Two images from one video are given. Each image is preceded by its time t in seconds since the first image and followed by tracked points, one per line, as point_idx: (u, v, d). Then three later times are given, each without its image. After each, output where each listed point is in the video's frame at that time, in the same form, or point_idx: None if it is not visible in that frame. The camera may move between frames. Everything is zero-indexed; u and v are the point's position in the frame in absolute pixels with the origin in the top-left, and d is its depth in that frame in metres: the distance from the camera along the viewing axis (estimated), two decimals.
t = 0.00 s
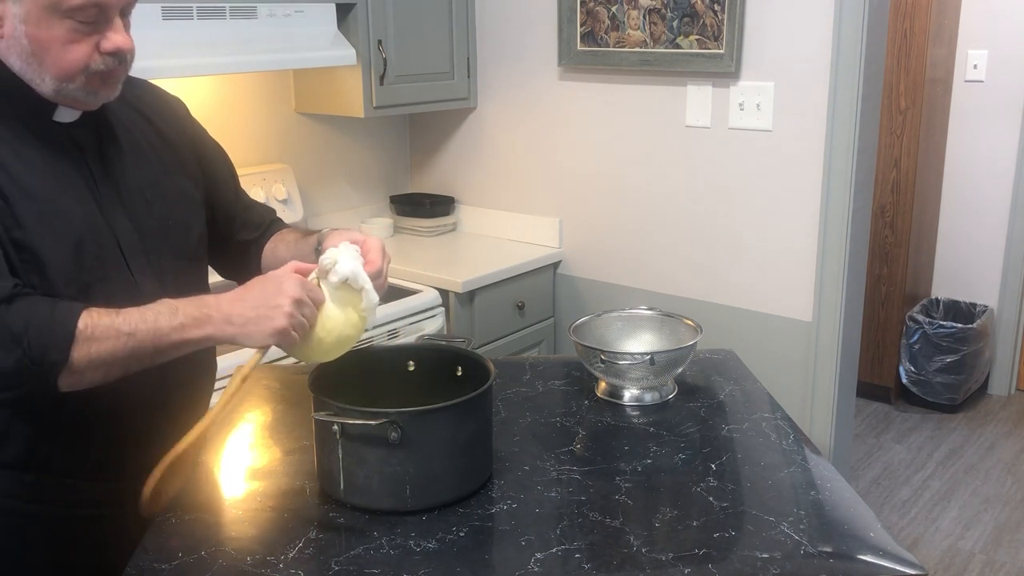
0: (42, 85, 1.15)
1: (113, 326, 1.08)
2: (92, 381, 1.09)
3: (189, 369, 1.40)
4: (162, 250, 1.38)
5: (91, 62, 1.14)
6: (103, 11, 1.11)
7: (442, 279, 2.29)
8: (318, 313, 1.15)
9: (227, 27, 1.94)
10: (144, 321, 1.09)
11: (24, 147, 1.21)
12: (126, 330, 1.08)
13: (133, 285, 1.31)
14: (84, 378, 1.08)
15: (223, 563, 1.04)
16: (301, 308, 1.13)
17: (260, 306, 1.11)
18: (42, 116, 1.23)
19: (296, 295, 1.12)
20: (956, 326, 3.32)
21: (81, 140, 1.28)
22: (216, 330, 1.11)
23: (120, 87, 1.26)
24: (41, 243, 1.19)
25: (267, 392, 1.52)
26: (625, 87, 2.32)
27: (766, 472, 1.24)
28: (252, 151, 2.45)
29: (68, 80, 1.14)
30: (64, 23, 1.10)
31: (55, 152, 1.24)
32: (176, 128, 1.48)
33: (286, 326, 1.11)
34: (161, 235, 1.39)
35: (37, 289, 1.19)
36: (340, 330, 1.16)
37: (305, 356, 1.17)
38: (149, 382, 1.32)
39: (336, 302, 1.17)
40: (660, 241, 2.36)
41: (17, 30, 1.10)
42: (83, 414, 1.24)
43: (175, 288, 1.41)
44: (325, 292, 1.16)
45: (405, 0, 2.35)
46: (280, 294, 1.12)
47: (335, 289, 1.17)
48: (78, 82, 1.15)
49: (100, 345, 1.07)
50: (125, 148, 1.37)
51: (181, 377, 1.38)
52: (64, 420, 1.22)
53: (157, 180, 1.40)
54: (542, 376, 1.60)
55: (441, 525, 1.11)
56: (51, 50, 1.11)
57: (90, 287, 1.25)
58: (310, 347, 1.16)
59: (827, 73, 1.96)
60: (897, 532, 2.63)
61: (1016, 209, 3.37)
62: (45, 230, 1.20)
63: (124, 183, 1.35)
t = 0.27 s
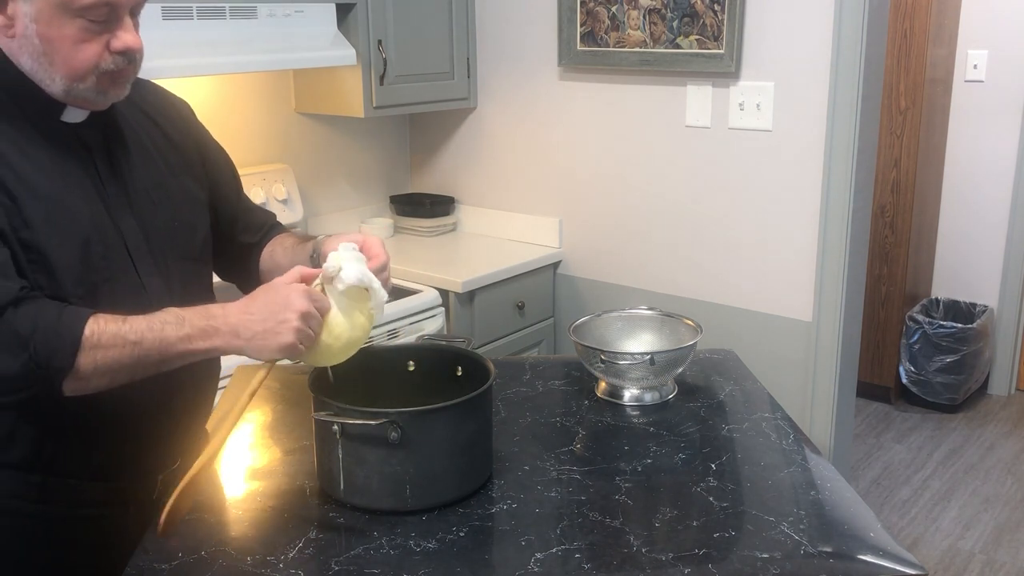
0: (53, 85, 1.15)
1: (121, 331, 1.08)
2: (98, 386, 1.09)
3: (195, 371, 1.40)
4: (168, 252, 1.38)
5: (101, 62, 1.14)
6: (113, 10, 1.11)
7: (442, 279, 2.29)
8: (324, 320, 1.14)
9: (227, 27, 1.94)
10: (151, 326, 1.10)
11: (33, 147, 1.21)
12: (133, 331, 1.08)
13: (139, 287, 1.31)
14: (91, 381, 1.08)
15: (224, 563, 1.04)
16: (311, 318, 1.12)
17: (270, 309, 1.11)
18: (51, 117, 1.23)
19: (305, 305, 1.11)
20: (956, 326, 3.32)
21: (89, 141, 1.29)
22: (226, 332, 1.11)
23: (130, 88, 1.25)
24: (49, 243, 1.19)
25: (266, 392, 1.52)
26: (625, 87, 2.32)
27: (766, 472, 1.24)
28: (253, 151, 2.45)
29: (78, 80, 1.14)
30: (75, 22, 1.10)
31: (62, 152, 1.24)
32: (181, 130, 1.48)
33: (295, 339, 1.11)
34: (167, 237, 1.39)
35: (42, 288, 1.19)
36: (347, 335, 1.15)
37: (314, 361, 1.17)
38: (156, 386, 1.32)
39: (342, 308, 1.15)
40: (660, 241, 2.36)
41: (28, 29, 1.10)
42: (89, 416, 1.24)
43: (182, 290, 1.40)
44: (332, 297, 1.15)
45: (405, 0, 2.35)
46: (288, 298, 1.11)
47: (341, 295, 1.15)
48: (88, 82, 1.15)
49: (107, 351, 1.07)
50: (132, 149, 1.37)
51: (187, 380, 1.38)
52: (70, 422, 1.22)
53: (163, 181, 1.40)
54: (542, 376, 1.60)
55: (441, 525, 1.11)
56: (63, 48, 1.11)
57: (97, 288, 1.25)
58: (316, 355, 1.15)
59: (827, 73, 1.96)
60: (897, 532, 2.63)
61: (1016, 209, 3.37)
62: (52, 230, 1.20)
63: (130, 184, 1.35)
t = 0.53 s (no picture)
0: (59, 85, 1.15)
1: (122, 331, 1.08)
2: (100, 386, 1.10)
3: (196, 372, 1.39)
4: (170, 253, 1.39)
5: (107, 62, 1.14)
6: (119, 10, 1.11)
7: (442, 279, 2.29)
8: (326, 321, 1.14)
9: (227, 27, 1.94)
10: (153, 324, 1.10)
11: (37, 146, 1.21)
12: (135, 331, 1.08)
13: (140, 288, 1.31)
14: (93, 380, 1.08)
15: (224, 563, 1.04)
16: (315, 320, 1.12)
17: (273, 309, 1.11)
18: (54, 116, 1.23)
19: (309, 308, 1.11)
20: (956, 326, 3.32)
21: (93, 142, 1.29)
22: (228, 332, 1.11)
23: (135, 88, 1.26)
24: (51, 243, 1.19)
25: (266, 392, 1.52)
26: (625, 87, 2.32)
27: (766, 472, 1.24)
28: (253, 151, 2.45)
29: (84, 80, 1.14)
30: (81, 22, 1.10)
31: (65, 152, 1.24)
32: (183, 131, 1.48)
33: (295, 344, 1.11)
34: (170, 238, 1.39)
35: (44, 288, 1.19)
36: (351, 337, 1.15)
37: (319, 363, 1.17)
38: (158, 386, 1.32)
39: (345, 309, 1.15)
40: (660, 241, 2.36)
41: (35, 29, 1.10)
42: (90, 416, 1.24)
43: (184, 292, 1.40)
44: (334, 299, 1.15)
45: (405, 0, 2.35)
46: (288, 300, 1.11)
47: (344, 296, 1.14)
48: (94, 82, 1.15)
49: (109, 351, 1.07)
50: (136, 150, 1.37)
51: (188, 380, 1.38)
52: (72, 421, 1.22)
53: (166, 182, 1.40)
54: (542, 376, 1.60)
55: (441, 525, 1.11)
56: (69, 48, 1.11)
57: (98, 288, 1.25)
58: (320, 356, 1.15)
59: (827, 74, 1.96)
60: (897, 532, 2.63)
61: (1016, 210, 3.37)
62: (54, 229, 1.19)
63: (134, 184, 1.35)
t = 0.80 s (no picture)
0: (57, 85, 1.15)
1: (121, 331, 1.08)
2: (99, 386, 1.10)
3: (193, 373, 1.39)
4: (168, 253, 1.39)
5: (105, 62, 1.14)
6: (118, 10, 1.11)
7: (442, 280, 2.29)
8: (322, 322, 1.13)
9: (227, 27, 1.94)
10: (153, 324, 1.10)
11: (34, 146, 1.21)
12: (133, 330, 1.08)
13: (137, 288, 1.31)
14: (91, 380, 1.08)
15: (223, 563, 1.04)
16: (312, 320, 1.12)
17: (270, 309, 1.11)
18: (52, 116, 1.23)
19: (307, 308, 1.11)
20: (956, 326, 3.32)
21: (90, 142, 1.29)
22: (226, 331, 1.11)
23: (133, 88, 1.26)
24: (49, 244, 1.19)
25: (266, 393, 1.52)
26: (625, 87, 2.32)
27: (765, 472, 1.24)
28: (252, 151, 2.45)
29: (83, 80, 1.14)
30: (79, 22, 1.10)
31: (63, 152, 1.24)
32: (181, 132, 1.48)
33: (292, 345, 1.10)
34: (167, 238, 1.39)
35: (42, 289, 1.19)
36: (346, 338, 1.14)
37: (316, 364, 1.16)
38: (155, 386, 1.32)
39: (341, 310, 1.14)
40: (660, 242, 2.36)
41: (34, 28, 1.10)
42: (88, 416, 1.24)
43: (181, 292, 1.40)
44: (331, 300, 1.14)
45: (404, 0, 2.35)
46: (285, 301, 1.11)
47: (339, 297, 1.14)
48: (92, 82, 1.15)
49: (107, 351, 1.07)
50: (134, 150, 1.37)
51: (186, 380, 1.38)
52: (70, 421, 1.22)
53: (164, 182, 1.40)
54: (541, 376, 1.60)
55: (441, 525, 1.11)
56: (68, 48, 1.11)
57: (97, 288, 1.25)
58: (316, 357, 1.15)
59: (827, 74, 1.96)
60: (897, 532, 2.63)
61: (1016, 210, 3.37)
62: (53, 229, 1.20)
63: (131, 184, 1.35)
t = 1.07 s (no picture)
0: (53, 85, 1.15)
1: (115, 329, 1.09)
2: (93, 385, 1.10)
3: (189, 371, 1.40)
4: (165, 253, 1.39)
5: (101, 62, 1.14)
6: (113, 10, 1.11)
7: (442, 279, 2.29)
8: (318, 326, 1.12)
9: (226, 27, 1.94)
10: (147, 321, 1.11)
11: (31, 147, 1.21)
12: (128, 330, 1.09)
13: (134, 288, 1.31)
14: (87, 379, 1.08)
15: (222, 562, 1.04)
16: (308, 324, 1.11)
17: (267, 310, 1.10)
18: (50, 116, 1.23)
19: (303, 312, 1.10)
20: (956, 326, 3.32)
21: (88, 142, 1.29)
22: (220, 329, 1.11)
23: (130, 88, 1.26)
24: (46, 245, 1.19)
25: (266, 393, 1.52)
26: (625, 87, 2.32)
27: (766, 472, 1.24)
28: (252, 151, 2.45)
29: (79, 80, 1.14)
30: (75, 22, 1.10)
31: (60, 152, 1.24)
32: (178, 132, 1.48)
33: (285, 346, 1.10)
34: (165, 238, 1.39)
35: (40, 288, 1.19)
36: (341, 345, 1.13)
37: (309, 368, 1.15)
38: (151, 385, 1.32)
39: (338, 317, 1.13)
40: (659, 242, 2.36)
41: (29, 29, 1.10)
42: (85, 415, 1.24)
43: (178, 292, 1.40)
44: (327, 305, 1.13)
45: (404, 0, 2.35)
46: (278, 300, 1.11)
47: (337, 304, 1.12)
48: (88, 82, 1.15)
49: (102, 349, 1.07)
50: (130, 149, 1.37)
51: (182, 379, 1.38)
52: (65, 421, 1.22)
53: (161, 182, 1.40)
54: (541, 376, 1.60)
55: (441, 525, 1.11)
56: (64, 48, 1.11)
57: (95, 288, 1.25)
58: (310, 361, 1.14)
59: (827, 74, 1.96)
60: (897, 532, 2.63)
61: (1016, 210, 3.37)
62: (51, 229, 1.20)
63: (128, 184, 1.35)
